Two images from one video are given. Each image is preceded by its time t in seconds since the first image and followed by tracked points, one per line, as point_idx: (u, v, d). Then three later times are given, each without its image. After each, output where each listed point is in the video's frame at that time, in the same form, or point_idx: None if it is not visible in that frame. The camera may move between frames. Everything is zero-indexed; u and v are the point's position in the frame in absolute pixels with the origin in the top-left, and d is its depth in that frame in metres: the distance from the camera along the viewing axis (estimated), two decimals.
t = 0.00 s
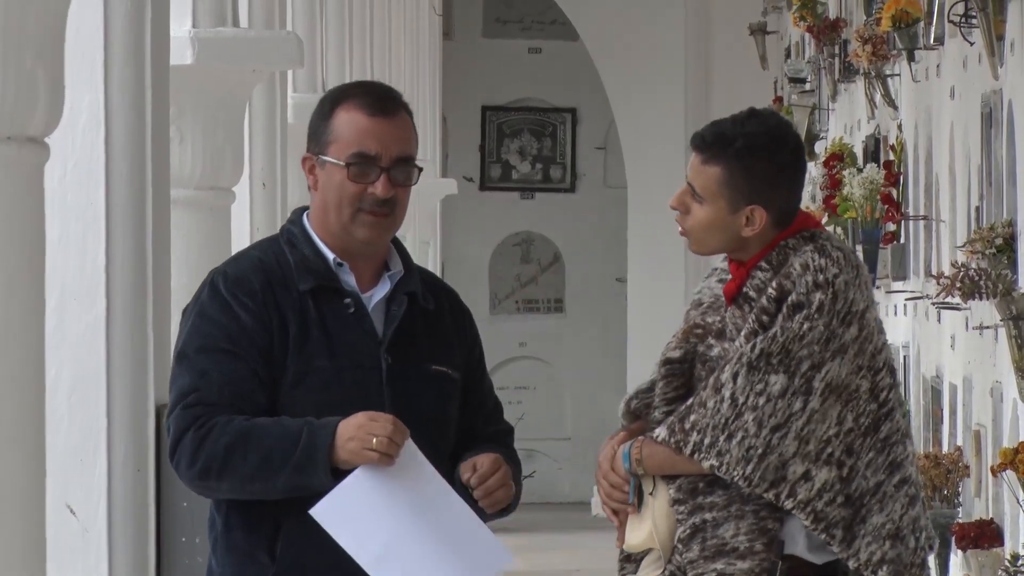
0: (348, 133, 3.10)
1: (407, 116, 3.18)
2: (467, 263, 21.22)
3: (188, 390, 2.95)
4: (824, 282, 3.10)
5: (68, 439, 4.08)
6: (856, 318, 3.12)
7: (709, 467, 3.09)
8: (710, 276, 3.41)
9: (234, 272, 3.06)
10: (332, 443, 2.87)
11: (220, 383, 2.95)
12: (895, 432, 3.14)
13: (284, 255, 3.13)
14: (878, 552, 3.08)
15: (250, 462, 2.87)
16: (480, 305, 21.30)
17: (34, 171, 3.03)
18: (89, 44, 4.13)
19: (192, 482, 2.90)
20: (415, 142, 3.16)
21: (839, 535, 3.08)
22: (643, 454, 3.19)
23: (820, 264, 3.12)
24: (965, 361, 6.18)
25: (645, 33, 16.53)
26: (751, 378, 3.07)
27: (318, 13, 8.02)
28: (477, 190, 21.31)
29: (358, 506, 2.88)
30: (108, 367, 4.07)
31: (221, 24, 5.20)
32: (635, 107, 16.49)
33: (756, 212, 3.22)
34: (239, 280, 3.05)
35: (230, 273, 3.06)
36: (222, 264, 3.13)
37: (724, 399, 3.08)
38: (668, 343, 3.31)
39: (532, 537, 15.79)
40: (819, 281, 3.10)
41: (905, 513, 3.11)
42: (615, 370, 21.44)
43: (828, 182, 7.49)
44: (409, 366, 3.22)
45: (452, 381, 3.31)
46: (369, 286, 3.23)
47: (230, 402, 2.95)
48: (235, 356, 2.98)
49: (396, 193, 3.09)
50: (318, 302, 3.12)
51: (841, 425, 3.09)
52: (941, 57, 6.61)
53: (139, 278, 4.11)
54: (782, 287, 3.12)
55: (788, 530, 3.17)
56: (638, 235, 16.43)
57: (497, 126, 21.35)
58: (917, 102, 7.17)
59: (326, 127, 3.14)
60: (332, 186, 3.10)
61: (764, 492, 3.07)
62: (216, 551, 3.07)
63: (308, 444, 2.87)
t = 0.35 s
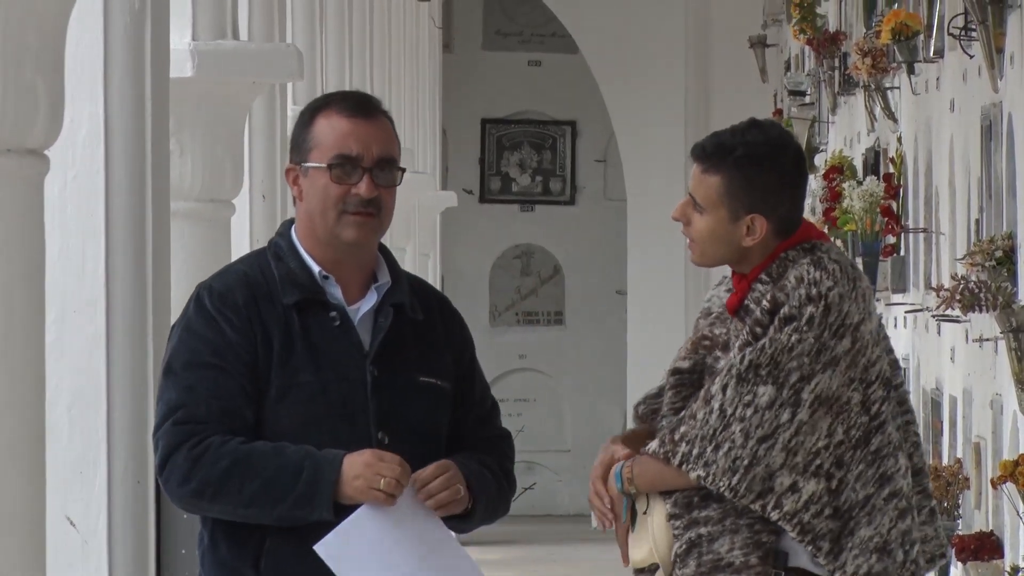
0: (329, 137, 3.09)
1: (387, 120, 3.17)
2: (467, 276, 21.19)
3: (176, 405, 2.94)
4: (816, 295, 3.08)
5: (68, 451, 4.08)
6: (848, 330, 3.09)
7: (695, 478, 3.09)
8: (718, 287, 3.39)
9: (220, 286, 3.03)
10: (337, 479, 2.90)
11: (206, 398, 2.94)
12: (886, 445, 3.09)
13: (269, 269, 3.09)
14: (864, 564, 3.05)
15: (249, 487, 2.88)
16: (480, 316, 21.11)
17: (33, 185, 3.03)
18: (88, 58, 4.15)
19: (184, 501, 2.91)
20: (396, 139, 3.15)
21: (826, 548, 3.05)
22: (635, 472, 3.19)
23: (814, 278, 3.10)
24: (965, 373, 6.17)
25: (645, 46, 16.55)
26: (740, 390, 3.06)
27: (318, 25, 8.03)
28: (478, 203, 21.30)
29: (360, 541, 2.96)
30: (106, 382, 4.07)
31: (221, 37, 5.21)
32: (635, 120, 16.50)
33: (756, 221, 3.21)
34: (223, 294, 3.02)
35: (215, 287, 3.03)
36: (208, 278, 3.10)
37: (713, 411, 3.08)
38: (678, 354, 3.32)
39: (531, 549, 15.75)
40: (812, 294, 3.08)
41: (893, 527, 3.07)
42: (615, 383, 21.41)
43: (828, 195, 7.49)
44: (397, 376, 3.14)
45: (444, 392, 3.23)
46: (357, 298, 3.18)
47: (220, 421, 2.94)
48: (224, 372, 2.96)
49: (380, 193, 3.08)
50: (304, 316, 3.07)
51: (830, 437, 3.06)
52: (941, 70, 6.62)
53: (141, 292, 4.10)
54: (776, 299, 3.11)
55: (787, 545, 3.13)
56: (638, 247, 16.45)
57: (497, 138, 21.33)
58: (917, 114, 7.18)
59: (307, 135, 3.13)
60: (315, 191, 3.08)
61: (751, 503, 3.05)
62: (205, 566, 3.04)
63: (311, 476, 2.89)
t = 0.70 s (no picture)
0: (322, 132, 3.11)
1: (379, 116, 3.19)
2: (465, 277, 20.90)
3: (170, 405, 2.94)
4: (812, 295, 3.11)
5: (66, 451, 4.06)
6: (844, 330, 3.11)
7: (698, 484, 3.11)
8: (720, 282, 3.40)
9: (214, 285, 3.03)
10: (332, 482, 2.91)
11: (200, 398, 2.93)
12: (885, 444, 3.12)
13: (264, 267, 3.09)
14: (863, 563, 3.07)
15: (242, 489, 2.88)
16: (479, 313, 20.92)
17: (33, 184, 3.02)
18: (89, 56, 4.15)
19: (179, 501, 2.91)
20: (387, 133, 3.17)
21: (826, 548, 3.07)
22: (633, 483, 3.24)
23: (809, 277, 3.12)
24: (964, 371, 6.17)
25: (644, 44, 16.54)
26: (738, 393, 3.09)
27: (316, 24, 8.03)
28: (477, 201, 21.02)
29: (346, 543, 2.97)
30: (107, 381, 4.09)
31: (220, 36, 5.21)
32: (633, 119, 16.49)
33: (755, 215, 3.22)
34: (218, 293, 3.02)
35: (209, 286, 3.02)
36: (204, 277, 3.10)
37: (712, 415, 3.10)
38: (680, 344, 3.33)
39: (529, 548, 15.74)
40: (807, 294, 3.11)
41: (892, 526, 3.09)
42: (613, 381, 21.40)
43: (827, 193, 7.51)
44: (393, 375, 3.14)
45: (440, 392, 3.22)
46: (353, 296, 3.18)
47: (215, 421, 2.94)
48: (217, 372, 2.95)
49: (373, 187, 3.09)
50: (298, 315, 3.06)
51: (828, 438, 3.09)
52: (940, 69, 6.62)
53: (139, 293, 4.10)
54: (771, 299, 3.14)
55: (786, 544, 3.15)
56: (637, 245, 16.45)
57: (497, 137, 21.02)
58: (915, 113, 7.18)
59: (301, 129, 3.14)
60: (308, 185, 3.09)
61: (751, 505, 3.07)
62: (201, 565, 3.04)
63: (306, 478, 2.90)
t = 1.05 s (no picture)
0: (319, 131, 3.11)
1: (374, 116, 3.19)
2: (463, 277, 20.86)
3: (170, 404, 2.94)
4: (819, 295, 3.09)
5: (64, 450, 4.08)
6: (851, 328, 3.10)
7: (712, 486, 3.08)
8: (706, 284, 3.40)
9: (212, 285, 3.03)
10: (334, 478, 2.91)
11: (199, 397, 2.93)
12: (897, 439, 3.12)
13: (261, 267, 3.08)
14: (885, 559, 3.07)
15: (243, 487, 2.88)
16: (478, 312, 20.87)
17: (30, 183, 3.02)
18: (86, 54, 4.14)
19: (179, 500, 2.91)
20: (384, 131, 3.17)
21: (846, 546, 3.07)
22: (642, 465, 3.17)
23: (814, 277, 3.11)
24: (961, 371, 6.17)
25: (642, 44, 16.54)
26: (751, 395, 3.06)
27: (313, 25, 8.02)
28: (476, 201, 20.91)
29: (347, 540, 2.97)
30: (103, 382, 4.09)
31: (218, 35, 5.21)
32: (631, 118, 16.49)
33: (742, 224, 3.20)
34: (216, 293, 3.01)
35: (207, 286, 3.02)
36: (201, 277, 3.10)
37: (725, 417, 3.07)
38: (667, 350, 3.35)
39: (528, 547, 15.73)
40: (813, 294, 3.09)
41: (911, 520, 3.09)
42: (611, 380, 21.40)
43: (824, 193, 7.55)
44: (392, 373, 3.14)
45: (438, 389, 3.22)
46: (349, 295, 3.18)
47: (215, 419, 2.94)
48: (217, 370, 2.95)
49: (370, 185, 3.09)
50: (296, 313, 3.06)
51: (841, 436, 3.08)
52: (937, 68, 6.61)
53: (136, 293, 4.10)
54: (777, 301, 3.12)
55: (797, 540, 3.15)
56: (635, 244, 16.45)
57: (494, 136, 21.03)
58: (913, 112, 7.18)
59: (296, 130, 3.14)
60: (305, 185, 3.09)
61: (768, 508, 3.06)
62: (202, 565, 3.04)
63: (307, 475, 2.89)
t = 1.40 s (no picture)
0: (311, 132, 3.09)
1: (367, 117, 3.18)
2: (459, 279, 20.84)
3: (164, 408, 2.92)
4: (829, 293, 3.05)
5: (62, 451, 4.07)
6: (860, 325, 3.08)
7: (730, 488, 3.00)
8: (695, 276, 3.32)
9: (204, 288, 3.01)
10: (330, 480, 2.90)
11: (194, 400, 2.92)
12: (908, 435, 3.12)
13: (253, 270, 3.07)
14: (904, 556, 3.07)
15: (239, 490, 2.87)
16: (474, 313, 20.85)
17: (26, 186, 3.01)
18: (81, 54, 4.11)
19: (175, 504, 2.90)
20: (376, 134, 3.16)
21: (865, 544, 3.06)
22: (649, 474, 3.07)
23: (823, 276, 3.07)
24: (959, 373, 6.16)
25: (639, 45, 16.52)
26: (767, 396, 3.00)
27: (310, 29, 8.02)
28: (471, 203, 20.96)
29: (346, 543, 2.96)
30: (99, 386, 4.06)
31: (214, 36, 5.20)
32: (628, 119, 16.48)
33: (752, 202, 3.16)
34: (208, 296, 3.00)
35: (200, 290, 3.00)
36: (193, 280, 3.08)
37: (741, 418, 3.00)
38: (650, 345, 3.24)
39: (525, 549, 15.72)
40: (823, 293, 3.05)
41: (926, 515, 3.11)
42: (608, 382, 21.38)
43: (822, 194, 7.53)
44: (386, 375, 3.13)
45: (432, 389, 3.21)
46: (342, 296, 3.16)
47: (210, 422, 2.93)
48: (211, 373, 2.94)
49: (364, 186, 3.08)
50: (290, 315, 3.05)
51: (855, 434, 3.06)
52: (934, 69, 6.60)
53: (133, 295, 4.09)
54: (786, 300, 3.08)
55: (804, 539, 3.11)
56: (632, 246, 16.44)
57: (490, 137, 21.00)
58: (910, 114, 7.17)
59: (288, 132, 3.13)
60: (298, 186, 3.08)
61: (788, 509, 3.01)
62: (196, 569, 3.02)
63: (303, 478, 2.88)
